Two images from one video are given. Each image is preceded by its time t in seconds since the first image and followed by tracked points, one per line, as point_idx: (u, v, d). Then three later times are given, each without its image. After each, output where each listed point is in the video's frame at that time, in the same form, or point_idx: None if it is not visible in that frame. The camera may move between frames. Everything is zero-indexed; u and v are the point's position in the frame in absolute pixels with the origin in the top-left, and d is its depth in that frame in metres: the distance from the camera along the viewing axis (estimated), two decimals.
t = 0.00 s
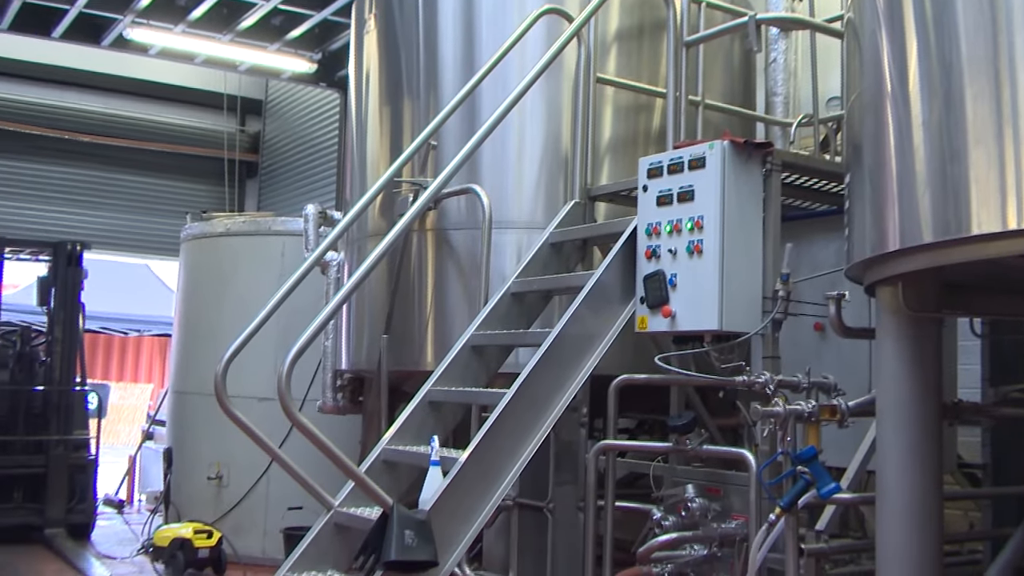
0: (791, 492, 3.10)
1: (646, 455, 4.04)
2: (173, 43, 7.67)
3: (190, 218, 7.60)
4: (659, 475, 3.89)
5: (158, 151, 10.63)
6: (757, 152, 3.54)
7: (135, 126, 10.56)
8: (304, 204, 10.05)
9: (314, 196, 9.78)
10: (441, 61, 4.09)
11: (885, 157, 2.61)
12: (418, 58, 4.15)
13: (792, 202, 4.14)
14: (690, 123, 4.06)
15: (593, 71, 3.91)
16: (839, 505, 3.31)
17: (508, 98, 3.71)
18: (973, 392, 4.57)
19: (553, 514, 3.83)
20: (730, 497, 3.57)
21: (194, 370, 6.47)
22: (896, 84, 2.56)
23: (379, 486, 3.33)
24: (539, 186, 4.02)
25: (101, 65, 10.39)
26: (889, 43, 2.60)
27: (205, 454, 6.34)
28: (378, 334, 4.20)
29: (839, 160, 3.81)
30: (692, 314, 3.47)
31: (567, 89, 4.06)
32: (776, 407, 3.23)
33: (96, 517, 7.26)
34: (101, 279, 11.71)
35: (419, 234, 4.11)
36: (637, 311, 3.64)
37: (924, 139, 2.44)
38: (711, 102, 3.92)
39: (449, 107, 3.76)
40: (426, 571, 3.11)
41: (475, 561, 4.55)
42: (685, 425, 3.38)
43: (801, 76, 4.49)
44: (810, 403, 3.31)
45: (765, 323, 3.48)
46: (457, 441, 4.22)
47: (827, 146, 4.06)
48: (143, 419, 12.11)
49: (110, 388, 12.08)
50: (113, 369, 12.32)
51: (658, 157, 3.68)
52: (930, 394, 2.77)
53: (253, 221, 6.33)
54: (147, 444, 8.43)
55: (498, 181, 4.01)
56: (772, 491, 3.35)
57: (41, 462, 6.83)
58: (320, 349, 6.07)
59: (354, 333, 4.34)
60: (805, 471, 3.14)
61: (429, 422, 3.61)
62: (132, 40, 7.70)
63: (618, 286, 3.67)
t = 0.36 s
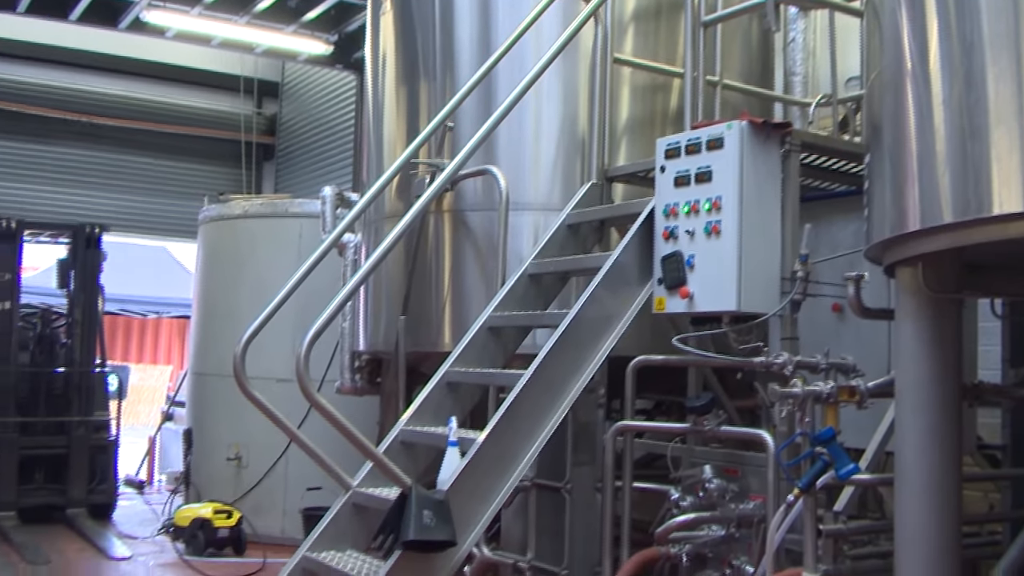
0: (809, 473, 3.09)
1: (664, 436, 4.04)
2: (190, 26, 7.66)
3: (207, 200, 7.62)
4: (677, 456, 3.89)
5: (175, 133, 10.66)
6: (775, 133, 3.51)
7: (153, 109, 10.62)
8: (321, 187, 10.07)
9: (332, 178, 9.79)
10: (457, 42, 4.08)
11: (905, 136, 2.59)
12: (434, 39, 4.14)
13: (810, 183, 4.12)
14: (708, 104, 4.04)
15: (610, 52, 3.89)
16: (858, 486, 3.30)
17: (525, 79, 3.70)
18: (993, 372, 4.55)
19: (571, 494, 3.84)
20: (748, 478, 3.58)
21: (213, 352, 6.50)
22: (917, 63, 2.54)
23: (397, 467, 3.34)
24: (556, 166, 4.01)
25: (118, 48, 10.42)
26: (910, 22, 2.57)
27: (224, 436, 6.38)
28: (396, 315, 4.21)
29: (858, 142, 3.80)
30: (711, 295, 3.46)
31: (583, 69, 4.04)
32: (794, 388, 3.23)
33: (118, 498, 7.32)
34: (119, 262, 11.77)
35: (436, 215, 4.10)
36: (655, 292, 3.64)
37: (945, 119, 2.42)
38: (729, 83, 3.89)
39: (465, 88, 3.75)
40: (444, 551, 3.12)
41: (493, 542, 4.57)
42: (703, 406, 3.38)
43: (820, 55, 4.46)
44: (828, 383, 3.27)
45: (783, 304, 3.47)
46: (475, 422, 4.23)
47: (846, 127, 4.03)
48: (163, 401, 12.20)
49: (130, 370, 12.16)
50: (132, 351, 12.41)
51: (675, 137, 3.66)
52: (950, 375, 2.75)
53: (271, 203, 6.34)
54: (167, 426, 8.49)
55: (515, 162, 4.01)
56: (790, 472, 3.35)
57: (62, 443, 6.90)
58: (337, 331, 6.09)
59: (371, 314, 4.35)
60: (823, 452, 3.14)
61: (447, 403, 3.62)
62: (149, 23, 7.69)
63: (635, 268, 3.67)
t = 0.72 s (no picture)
0: (850, 452, 3.07)
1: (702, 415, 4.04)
2: (225, 7, 7.63)
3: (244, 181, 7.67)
4: (715, 435, 3.88)
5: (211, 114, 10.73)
6: (815, 109, 3.47)
7: (188, 90, 10.64)
8: (357, 167, 10.10)
9: (368, 158, 9.82)
10: (493, 20, 4.07)
11: (948, 112, 2.55)
12: (470, 18, 4.14)
13: (850, 159, 4.07)
14: (746, 80, 4.01)
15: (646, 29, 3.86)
16: (899, 464, 3.28)
17: (562, 56, 3.68)
18: None
19: (608, 473, 3.85)
20: (787, 457, 3.59)
21: (251, 332, 6.57)
22: (959, 38, 2.50)
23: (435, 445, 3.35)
24: (593, 144, 3.99)
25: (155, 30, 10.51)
26: None
27: (263, 415, 6.45)
28: (433, 294, 4.22)
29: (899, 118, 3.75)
30: (750, 273, 3.44)
31: (620, 46, 4.01)
32: (834, 366, 3.21)
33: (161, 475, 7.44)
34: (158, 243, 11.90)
35: (472, 194, 4.11)
36: (693, 271, 3.62)
37: (989, 95, 2.38)
38: (768, 58, 3.85)
39: (501, 66, 3.73)
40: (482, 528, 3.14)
41: (532, 519, 4.60)
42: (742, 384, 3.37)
43: (861, 28, 4.40)
44: (869, 361, 3.23)
45: (823, 282, 3.43)
46: (512, 401, 4.25)
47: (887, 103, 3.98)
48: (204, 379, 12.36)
49: (171, 350, 12.32)
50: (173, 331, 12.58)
51: (713, 114, 3.62)
52: (993, 353, 2.71)
53: (308, 183, 6.37)
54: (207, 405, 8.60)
55: (551, 141, 4.00)
56: (830, 451, 3.33)
57: (105, 422, 6.99)
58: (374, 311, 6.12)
59: (409, 293, 4.37)
60: (864, 431, 3.12)
61: (485, 381, 3.62)
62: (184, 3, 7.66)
63: (673, 246, 3.65)
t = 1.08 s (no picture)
0: (901, 444, 3.02)
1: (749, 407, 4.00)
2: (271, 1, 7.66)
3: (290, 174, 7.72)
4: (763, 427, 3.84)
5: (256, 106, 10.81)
6: (865, 97, 3.43)
7: (233, 84, 10.75)
8: (403, 159, 10.15)
9: (415, 149, 9.87)
10: (538, 12, 4.06)
11: (1004, 101, 2.51)
12: (515, 10, 4.13)
13: (898, 148, 4.02)
14: (795, 69, 3.96)
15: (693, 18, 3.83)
16: (953, 457, 3.23)
17: (607, 47, 3.66)
18: None
19: (656, 465, 3.84)
20: (837, 449, 3.60)
21: (297, 323, 6.63)
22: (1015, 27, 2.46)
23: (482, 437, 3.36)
24: (639, 134, 3.97)
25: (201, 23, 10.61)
26: None
27: (310, 406, 6.51)
28: (479, 286, 4.23)
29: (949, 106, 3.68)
30: (798, 264, 3.41)
31: (666, 36, 3.98)
32: (885, 358, 3.16)
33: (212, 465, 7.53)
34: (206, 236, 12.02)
35: (518, 186, 4.10)
36: (741, 262, 3.59)
37: None
38: (816, 47, 3.80)
39: (546, 58, 3.72)
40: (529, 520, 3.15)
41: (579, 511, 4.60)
42: (790, 375, 3.33)
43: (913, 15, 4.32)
44: (921, 353, 3.20)
45: (873, 272, 3.39)
46: (559, 392, 4.25)
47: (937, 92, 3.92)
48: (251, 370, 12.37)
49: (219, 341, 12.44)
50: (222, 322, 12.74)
51: (761, 103, 3.59)
52: None
53: (354, 175, 6.41)
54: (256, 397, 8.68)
55: (597, 131, 3.99)
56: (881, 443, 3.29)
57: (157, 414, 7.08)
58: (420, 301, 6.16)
59: (455, 285, 4.38)
60: (916, 423, 3.05)
61: (532, 373, 3.63)
62: None
63: (720, 237, 3.62)
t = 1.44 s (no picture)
0: (950, 444, 2.98)
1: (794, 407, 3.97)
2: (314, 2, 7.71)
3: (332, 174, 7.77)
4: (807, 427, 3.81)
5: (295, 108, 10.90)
6: (912, 93, 3.39)
7: (274, 85, 10.86)
8: (444, 159, 10.19)
9: (456, 148, 9.90)
10: (579, 11, 4.06)
11: None
12: (557, 9, 4.13)
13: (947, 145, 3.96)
14: (841, 65, 3.93)
15: (737, 15, 3.81)
16: (1002, 458, 3.18)
17: (649, 45, 3.65)
18: None
19: (699, 464, 3.81)
20: (884, 449, 3.59)
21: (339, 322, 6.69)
22: None
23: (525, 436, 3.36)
24: (681, 131, 3.96)
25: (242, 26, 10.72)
26: None
27: (351, 404, 6.56)
28: (522, 285, 4.24)
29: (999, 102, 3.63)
30: (844, 263, 3.38)
31: (709, 33, 3.97)
32: (933, 357, 3.11)
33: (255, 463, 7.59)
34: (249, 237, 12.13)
35: (560, 185, 4.10)
36: (786, 260, 3.57)
37: None
38: (862, 43, 3.76)
39: (589, 57, 3.72)
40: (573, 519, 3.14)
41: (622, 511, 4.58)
42: (837, 375, 3.30)
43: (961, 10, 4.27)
44: (969, 352, 3.16)
45: (921, 270, 3.35)
46: (602, 392, 4.24)
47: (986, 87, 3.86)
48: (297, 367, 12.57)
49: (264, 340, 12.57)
50: (265, 322, 12.86)
51: (806, 100, 3.56)
52: None
53: (395, 176, 6.44)
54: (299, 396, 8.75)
55: (639, 129, 3.99)
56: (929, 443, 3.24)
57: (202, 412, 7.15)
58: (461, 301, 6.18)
59: (498, 284, 4.39)
60: (964, 422, 3.00)
61: (574, 372, 3.62)
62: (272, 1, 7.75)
63: (764, 235, 3.59)
